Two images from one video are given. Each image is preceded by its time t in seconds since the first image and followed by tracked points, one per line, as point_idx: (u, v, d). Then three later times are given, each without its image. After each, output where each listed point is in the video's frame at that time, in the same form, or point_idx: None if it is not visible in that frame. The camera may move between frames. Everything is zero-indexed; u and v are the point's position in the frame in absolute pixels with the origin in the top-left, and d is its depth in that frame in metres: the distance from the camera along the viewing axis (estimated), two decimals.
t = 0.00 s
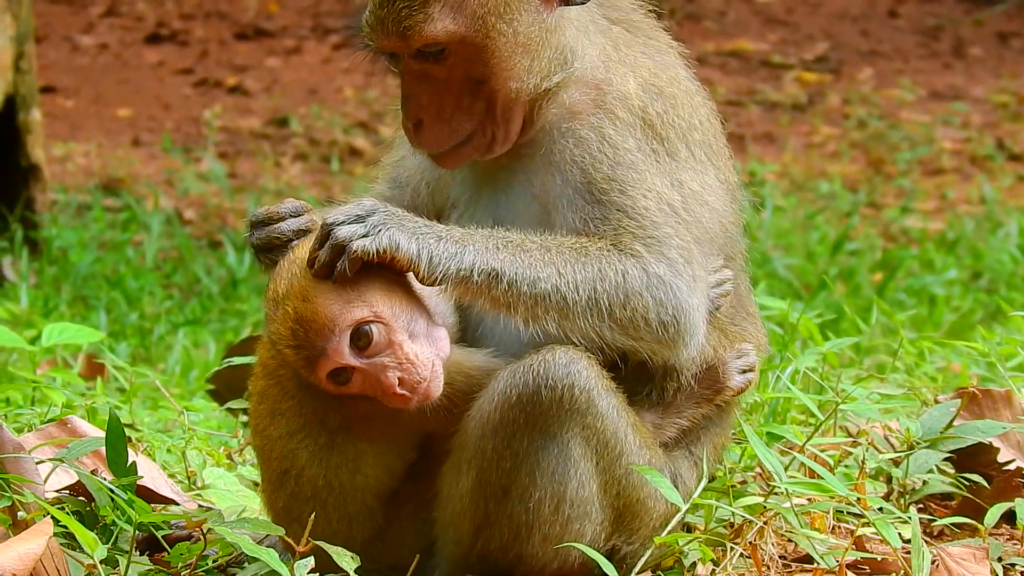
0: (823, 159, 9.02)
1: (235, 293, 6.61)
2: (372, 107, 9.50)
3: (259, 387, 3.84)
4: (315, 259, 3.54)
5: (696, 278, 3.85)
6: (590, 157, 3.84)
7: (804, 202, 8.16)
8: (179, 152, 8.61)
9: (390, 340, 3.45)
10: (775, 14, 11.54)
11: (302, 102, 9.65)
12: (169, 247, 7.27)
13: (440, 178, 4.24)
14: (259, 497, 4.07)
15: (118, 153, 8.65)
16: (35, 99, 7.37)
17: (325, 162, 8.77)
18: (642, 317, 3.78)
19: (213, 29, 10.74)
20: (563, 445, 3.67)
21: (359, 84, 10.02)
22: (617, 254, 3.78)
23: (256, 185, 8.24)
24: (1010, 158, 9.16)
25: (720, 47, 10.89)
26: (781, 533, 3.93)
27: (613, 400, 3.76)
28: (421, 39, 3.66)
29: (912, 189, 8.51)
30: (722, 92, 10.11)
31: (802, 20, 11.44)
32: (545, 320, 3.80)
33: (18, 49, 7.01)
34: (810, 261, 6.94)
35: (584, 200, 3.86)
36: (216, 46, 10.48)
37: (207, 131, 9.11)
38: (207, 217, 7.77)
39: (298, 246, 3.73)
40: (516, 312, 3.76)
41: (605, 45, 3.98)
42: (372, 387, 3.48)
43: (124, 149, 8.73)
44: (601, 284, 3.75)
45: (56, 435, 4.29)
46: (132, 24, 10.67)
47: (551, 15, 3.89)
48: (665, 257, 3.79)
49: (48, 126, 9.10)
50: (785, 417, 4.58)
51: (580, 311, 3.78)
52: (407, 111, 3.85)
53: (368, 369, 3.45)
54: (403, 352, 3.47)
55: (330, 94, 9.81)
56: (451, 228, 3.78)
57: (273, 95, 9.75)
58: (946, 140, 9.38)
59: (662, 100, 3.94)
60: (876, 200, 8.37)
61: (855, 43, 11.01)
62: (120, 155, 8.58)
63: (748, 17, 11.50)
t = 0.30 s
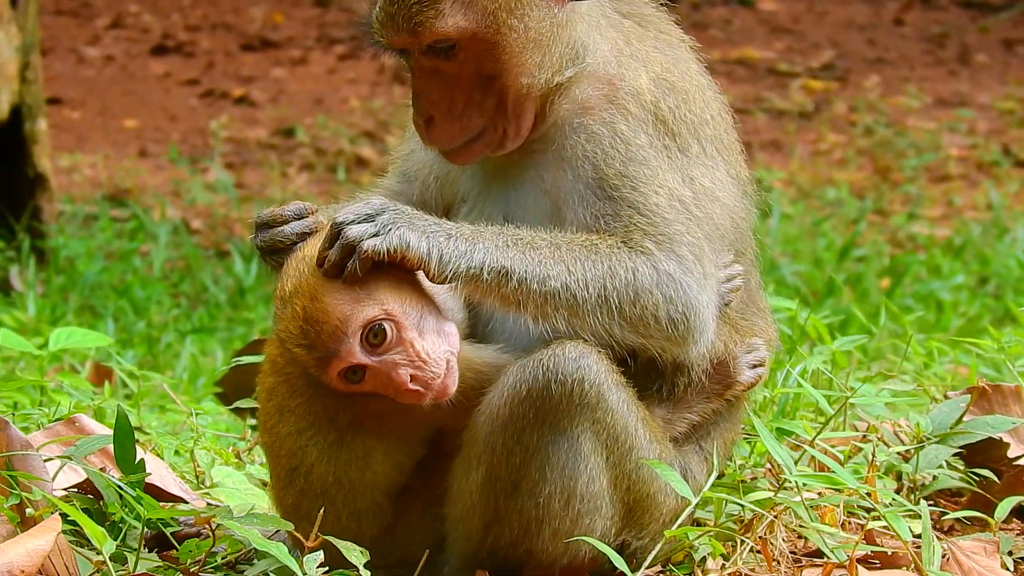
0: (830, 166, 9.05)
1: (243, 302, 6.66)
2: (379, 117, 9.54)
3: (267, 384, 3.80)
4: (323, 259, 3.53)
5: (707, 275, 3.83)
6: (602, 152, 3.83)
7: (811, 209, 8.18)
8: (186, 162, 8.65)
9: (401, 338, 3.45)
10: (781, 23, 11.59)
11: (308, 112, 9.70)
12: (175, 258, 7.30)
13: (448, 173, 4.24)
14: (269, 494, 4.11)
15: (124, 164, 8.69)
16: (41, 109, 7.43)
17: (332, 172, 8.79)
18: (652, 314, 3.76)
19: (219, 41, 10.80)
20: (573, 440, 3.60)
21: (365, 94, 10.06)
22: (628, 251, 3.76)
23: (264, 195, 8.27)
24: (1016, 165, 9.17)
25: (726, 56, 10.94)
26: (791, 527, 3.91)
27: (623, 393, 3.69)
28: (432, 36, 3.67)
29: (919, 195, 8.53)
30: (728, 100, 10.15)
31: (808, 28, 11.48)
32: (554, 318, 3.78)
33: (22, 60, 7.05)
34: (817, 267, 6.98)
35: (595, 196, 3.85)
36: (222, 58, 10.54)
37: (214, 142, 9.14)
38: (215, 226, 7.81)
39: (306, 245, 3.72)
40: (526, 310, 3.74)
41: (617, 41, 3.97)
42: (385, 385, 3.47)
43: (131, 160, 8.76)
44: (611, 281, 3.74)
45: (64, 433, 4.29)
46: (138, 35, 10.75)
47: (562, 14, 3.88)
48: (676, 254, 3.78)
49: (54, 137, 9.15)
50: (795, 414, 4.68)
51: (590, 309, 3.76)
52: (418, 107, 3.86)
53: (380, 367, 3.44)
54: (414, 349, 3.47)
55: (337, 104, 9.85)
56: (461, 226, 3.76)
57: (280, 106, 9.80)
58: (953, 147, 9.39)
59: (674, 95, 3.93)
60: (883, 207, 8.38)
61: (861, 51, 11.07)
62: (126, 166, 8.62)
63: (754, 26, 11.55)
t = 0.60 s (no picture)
0: (836, 169, 9.05)
1: (248, 304, 6.68)
2: (385, 119, 9.55)
3: (271, 383, 3.78)
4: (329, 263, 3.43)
5: (714, 243, 3.68)
6: (577, 144, 3.67)
7: (817, 211, 8.19)
8: (192, 164, 8.67)
9: (409, 331, 3.34)
10: (787, 26, 11.61)
11: (314, 114, 9.71)
12: (181, 259, 7.30)
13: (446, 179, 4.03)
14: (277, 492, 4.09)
15: (130, 166, 8.70)
16: (47, 110, 7.50)
17: (338, 173, 8.79)
18: (665, 296, 3.62)
19: (225, 43, 10.82)
20: (583, 440, 3.56)
21: (370, 96, 10.07)
22: (627, 237, 3.61)
23: (269, 196, 8.27)
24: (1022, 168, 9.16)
25: (732, 59, 10.96)
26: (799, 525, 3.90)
27: (632, 392, 3.67)
28: None
29: (925, 198, 8.53)
30: (734, 102, 10.15)
31: (814, 31, 11.50)
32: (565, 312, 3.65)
33: (29, 60, 7.18)
34: (823, 269, 7.00)
35: (578, 187, 3.70)
36: (228, 59, 10.56)
37: (220, 144, 9.15)
38: (220, 228, 7.82)
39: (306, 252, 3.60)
40: (532, 306, 3.61)
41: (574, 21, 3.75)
42: (397, 381, 3.34)
43: (137, 162, 8.77)
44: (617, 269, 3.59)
45: (70, 431, 4.26)
46: (144, 37, 10.78)
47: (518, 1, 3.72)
48: (678, 233, 3.62)
49: (60, 139, 9.16)
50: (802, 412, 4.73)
51: (599, 300, 3.62)
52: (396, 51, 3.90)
53: (391, 362, 3.32)
54: (422, 343, 3.35)
55: (343, 107, 9.86)
56: (461, 228, 3.60)
57: (286, 107, 9.81)
58: (959, 150, 9.40)
59: (637, 70, 3.71)
60: (889, 209, 8.38)
61: (867, 54, 11.08)
62: (132, 168, 8.64)
63: (760, 29, 11.57)
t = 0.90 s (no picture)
0: (842, 171, 9.05)
1: (254, 307, 6.69)
2: (390, 122, 9.55)
3: (264, 389, 3.77)
4: (303, 241, 3.59)
5: (678, 194, 3.63)
6: (518, 110, 3.68)
7: (823, 213, 8.19)
8: (197, 167, 8.67)
9: (406, 296, 3.49)
10: (792, 28, 11.61)
11: (319, 117, 9.71)
12: (187, 262, 7.31)
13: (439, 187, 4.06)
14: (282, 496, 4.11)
15: (136, 169, 8.71)
16: (53, 114, 7.51)
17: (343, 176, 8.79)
18: (631, 248, 3.58)
19: (231, 46, 10.83)
20: (587, 441, 3.54)
21: (376, 99, 10.07)
22: (585, 192, 3.60)
23: (275, 199, 8.27)
24: None
25: (737, 61, 10.96)
26: (808, 528, 3.88)
27: (637, 393, 3.62)
28: None
29: (931, 200, 8.53)
30: (740, 104, 10.16)
31: (820, 33, 11.50)
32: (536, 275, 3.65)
33: (34, 63, 7.22)
34: (829, 272, 7.00)
35: (531, 154, 3.70)
36: (233, 62, 10.56)
37: (225, 147, 9.15)
38: (226, 231, 7.82)
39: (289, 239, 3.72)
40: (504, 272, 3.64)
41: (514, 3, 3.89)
42: (392, 347, 3.44)
43: (142, 165, 8.78)
44: (580, 225, 3.58)
45: (78, 435, 4.27)
46: (150, 41, 10.81)
47: None
48: (637, 183, 3.60)
49: (66, 142, 9.17)
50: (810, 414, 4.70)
51: (566, 259, 3.61)
52: None
53: (389, 323, 3.42)
54: (419, 308, 3.49)
55: (348, 109, 9.86)
56: (427, 198, 3.69)
57: (291, 110, 9.81)
58: (964, 152, 9.39)
59: (572, 36, 3.75)
60: (895, 211, 8.38)
61: (872, 56, 11.08)
62: (138, 171, 8.64)
63: (765, 31, 11.58)
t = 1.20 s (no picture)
0: (843, 183, 9.06)
1: (256, 321, 6.68)
2: (391, 136, 9.56)
3: (274, 401, 3.76)
4: (326, 258, 3.55)
5: (698, 220, 3.64)
6: (544, 130, 3.69)
7: (825, 225, 8.20)
8: (198, 181, 8.67)
9: (428, 316, 3.54)
10: (793, 40, 11.63)
11: (320, 131, 9.72)
12: (188, 276, 7.30)
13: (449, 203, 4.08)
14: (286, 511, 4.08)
15: (137, 184, 8.71)
16: (54, 128, 7.52)
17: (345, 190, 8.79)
18: (652, 273, 3.57)
19: (231, 60, 10.85)
20: (588, 450, 3.52)
21: (377, 112, 10.07)
22: (608, 214, 3.59)
23: (276, 213, 8.28)
24: None
25: (737, 74, 10.98)
26: (812, 540, 3.87)
27: (639, 402, 3.60)
28: None
29: (931, 211, 8.54)
30: (740, 117, 10.17)
31: (820, 46, 11.52)
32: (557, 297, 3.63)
33: (36, 78, 7.24)
34: (831, 283, 7.01)
35: (555, 174, 3.71)
36: (234, 77, 10.57)
37: (226, 161, 9.15)
38: (227, 245, 7.83)
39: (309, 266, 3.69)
40: (523, 291, 3.62)
41: (531, 16, 3.81)
42: (411, 367, 3.49)
43: (143, 180, 8.78)
44: (602, 247, 3.58)
45: (81, 449, 4.26)
46: (150, 55, 10.83)
47: None
48: (659, 208, 3.60)
49: (67, 157, 9.18)
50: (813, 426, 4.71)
51: (588, 281, 3.60)
52: None
53: (411, 343, 3.48)
54: (440, 329, 3.55)
55: (348, 123, 9.87)
56: (449, 215, 3.67)
57: (292, 124, 9.82)
58: (965, 164, 9.40)
59: (598, 56, 3.75)
60: (896, 223, 8.39)
61: (872, 68, 11.10)
62: (139, 186, 8.64)
63: (766, 44, 11.60)
